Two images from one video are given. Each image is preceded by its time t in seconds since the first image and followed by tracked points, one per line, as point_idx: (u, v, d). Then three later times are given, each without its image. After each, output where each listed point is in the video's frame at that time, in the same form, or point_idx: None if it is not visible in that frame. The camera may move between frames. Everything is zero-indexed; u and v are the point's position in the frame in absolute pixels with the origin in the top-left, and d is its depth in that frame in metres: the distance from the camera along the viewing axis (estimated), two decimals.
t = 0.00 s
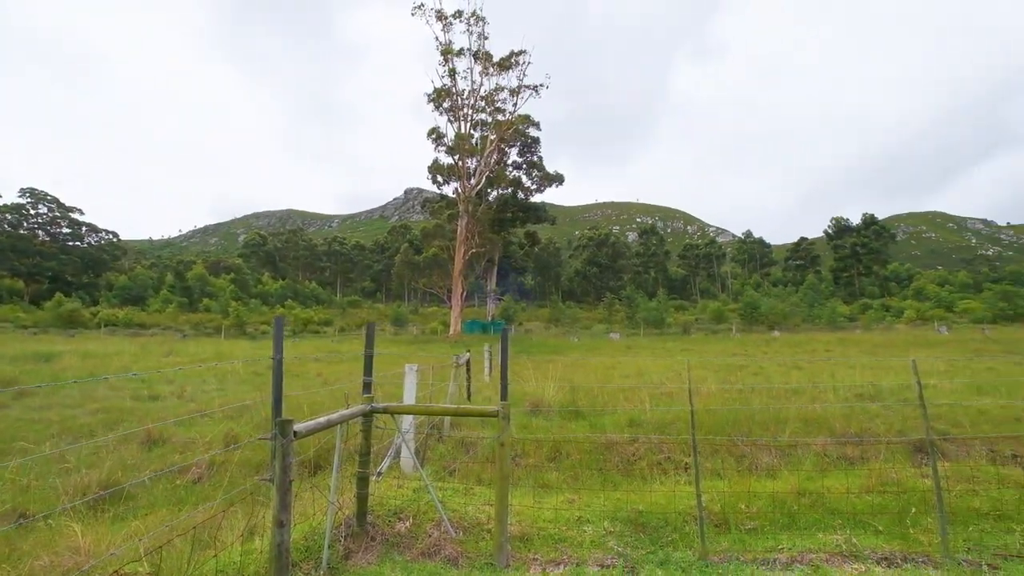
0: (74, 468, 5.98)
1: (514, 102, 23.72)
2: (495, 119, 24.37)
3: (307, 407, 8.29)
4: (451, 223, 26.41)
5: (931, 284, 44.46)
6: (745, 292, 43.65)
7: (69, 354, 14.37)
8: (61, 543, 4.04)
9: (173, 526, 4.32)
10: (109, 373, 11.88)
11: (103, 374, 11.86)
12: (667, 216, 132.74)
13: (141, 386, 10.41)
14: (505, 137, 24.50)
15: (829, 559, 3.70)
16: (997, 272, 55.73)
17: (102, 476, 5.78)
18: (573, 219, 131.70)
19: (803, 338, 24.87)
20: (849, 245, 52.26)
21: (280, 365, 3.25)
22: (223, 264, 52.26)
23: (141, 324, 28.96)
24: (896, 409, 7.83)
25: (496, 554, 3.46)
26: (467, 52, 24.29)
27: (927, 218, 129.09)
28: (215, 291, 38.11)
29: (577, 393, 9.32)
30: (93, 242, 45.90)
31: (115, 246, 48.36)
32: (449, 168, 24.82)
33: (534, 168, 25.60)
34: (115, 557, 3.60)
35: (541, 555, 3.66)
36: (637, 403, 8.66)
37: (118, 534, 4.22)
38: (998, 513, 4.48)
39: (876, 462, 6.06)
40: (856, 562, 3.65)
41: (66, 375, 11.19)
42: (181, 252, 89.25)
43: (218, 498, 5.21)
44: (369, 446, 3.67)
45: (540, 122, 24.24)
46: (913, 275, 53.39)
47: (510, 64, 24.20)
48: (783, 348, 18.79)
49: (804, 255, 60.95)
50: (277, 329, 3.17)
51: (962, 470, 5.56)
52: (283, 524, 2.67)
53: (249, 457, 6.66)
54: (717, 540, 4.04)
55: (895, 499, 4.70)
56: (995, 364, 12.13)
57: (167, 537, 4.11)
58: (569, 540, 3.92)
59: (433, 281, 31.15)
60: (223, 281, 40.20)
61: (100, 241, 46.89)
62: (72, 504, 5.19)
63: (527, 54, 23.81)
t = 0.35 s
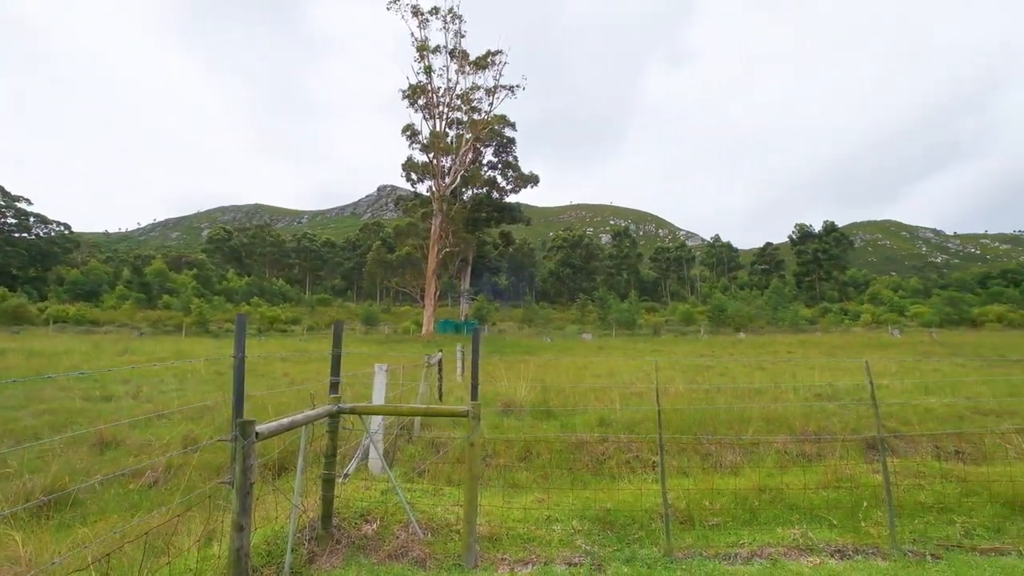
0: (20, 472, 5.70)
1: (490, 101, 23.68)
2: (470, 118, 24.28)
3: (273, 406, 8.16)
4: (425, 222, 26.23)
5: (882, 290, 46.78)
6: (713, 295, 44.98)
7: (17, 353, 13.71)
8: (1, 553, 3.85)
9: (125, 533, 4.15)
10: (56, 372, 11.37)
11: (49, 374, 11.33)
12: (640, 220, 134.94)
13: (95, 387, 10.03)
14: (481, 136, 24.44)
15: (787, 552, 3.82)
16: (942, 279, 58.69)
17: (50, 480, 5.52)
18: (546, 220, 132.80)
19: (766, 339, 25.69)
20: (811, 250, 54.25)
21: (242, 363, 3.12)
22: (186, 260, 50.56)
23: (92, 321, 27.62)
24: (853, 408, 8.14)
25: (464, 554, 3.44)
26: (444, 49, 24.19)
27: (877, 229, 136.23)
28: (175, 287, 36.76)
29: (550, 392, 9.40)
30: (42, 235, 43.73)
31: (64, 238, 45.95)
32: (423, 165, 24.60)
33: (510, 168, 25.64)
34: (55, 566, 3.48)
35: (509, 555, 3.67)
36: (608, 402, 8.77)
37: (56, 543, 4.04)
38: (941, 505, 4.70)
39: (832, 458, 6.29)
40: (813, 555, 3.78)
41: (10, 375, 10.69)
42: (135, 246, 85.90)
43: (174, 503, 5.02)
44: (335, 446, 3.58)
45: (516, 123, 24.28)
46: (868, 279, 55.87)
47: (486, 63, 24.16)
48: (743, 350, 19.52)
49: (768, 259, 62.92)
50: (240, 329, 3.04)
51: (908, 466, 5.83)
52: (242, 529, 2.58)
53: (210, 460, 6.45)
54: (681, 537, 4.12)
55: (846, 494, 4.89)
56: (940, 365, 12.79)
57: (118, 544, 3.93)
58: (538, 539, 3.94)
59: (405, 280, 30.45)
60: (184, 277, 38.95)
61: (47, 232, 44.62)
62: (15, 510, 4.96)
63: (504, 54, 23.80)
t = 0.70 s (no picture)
0: None
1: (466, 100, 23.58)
2: (445, 116, 24.12)
3: (235, 406, 7.97)
4: (398, 220, 25.92)
5: (841, 294, 48.63)
6: (682, 297, 45.92)
7: None
8: None
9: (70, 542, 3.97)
10: None
11: None
12: (614, 222, 136.68)
13: (42, 387, 9.57)
14: (456, 135, 24.30)
15: (748, 546, 3.93)
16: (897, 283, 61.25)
17: None
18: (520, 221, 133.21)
19: (731, 341, 26.34)
20: (775, 255, 55.93)
21: (202, 361, 3.01)
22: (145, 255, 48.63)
23: (39, 317, 26.23)
24: (812, 408, 8.41)
25: (433, 556, 3.40)
26: (419, 45, 23.91)
27: (837, 236, 141.80)
28: (132, 283, 35.33)
29: (522, 392, 9.44)
30: None
31: (11, 229, 43.65)
32: (397, 163, 24.30)
33: (485, 168, 25.61)
34: None
35: (478, 555, 3.66)
36: (578, 402, 8.86)
37: None
38: (890, 499, 4.91)
39: (792, 455, 6.48)
40: (771, 549, 3.89)
41: None
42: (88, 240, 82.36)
43: (124, 510, 4.81)
44: (300, 448, 3.50)
45: (491, 122, 24.27)
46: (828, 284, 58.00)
47: (462, 62, 24.05)
48: (710, 351, 20.02)
49: (735, 264, 64.58)
50: (201, 325, 2.90)
51: (861, 462, 6.09)
52: (200, 534, 2.49)
53: (166, 462, 6.22)
54: (647, 534, 4.18)
55: (804, 489, 5.07)
56: (893, 366, 13.36)
57: (63, 554, 3.75)
58: (507, 539, 3.94)
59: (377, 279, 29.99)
60: (142, 272, 37.51)
61: None
62: None
63: (480, 53, 23.71)
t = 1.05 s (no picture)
0: None
1: (443, 97, 23.42)
2: (422, 113, 23.92)
3: (198, 407, 7.75)
4: (372, 217, 25.60)
5: (805, 297, 50.16)
6: (654, 299, 46.73)
7: None
8: None
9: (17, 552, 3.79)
10: None
11: None
12: (590, 223, 138.16)
13: None
14: (432, 133, 24.13)
15: (714, 543, 4.01)
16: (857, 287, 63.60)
17: None
18: (496, 221, 133.19)
19: (701, 342, 26.91)
20: (744, 259, 57.41)
21: (163, 360, 2.87)
22: (103, 249, 46.78)
23: None
24: (776, 407, 8.64)
25: (402, 558, 3.37)
26: (396, 41, 23.66)
27: (803, 242, 146.82)
28: (89, 278, 33.94)
29: (495, 392, 9.44)
30: None
31: None
32: (371, 159, 23.97)
33: (461, 167, 25.52)
34: None
35: (449, 556, 3.64)
36: (552, 402, 8.92)
37: None
38: (847, 494, 5.09)
39: (757, 453, 6.66)
40: (736, 545, 3.98)
41: None
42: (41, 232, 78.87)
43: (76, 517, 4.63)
44: (267, 449, 3.40)
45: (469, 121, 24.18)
46: (794, 287, 59.84)
47: (439, 59, 23.91)
48: (679, 352, 20.41)
49: (706, 267, 66.04)
50: (161, 320, 2.75)
51: (821, 459, 6.29)
52: (157, 540, 2.39)
53: (122, 466, 6.00)
54: (617, 532, 4.23)
55: (767, 485, 5.21)
56: (852, 367, 13.89)
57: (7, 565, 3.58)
58: (478, 539, 3.93)
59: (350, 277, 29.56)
60: (100, 267, 36.07)
61: None
62: None
63: (457, 50, 23.60)
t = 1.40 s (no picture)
0: None
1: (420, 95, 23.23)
2: (399, 110, 23.68)
3: (159, 408, 7.50)
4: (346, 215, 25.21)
5: (773, 300, 51.55)
6: (629, 300, 47.31)
7: None
8: None
9: None
10: None
11: None
12: (566, 224, 139.21)
13: None
14: (409, 130, 23.91)
15: (683, 540, 4.08)
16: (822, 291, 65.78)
17: None
18: (473, 220, 132.84)
19: (674, 343, 27.34)
20: (716, 263, 58.65)
21: (120, 360, 2.74)
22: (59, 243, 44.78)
23: None
24: (744, 406, 8.84)
25: (372, 561, 3.32)
26: (373, 36, 23.37)
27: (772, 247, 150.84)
28: (45, 273, 32.47)
29: (469, 392, 9.41)
30: None
31: None
32: (346, 155, 23.60)
33: (439, 166, 25.36)
34: None
35: (420, 558, 3.61)
36: (527, 403, 8.93)
37: None
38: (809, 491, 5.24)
39: (725, 452, 6.82)
40: (704, 541, 4.07)
41: None
42: None
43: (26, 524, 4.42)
44: (232, 452, 3.29)
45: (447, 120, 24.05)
46: (763, 291, 61.41)
47: (417, 56, 23.72)
48: (651, 352, 20.74)
49: (679, 270, 67.22)
50: (119, 318, 2.61)
51: (786, 457, 6.46)
52: (112, 547, 2.29)
53: (77, 470, 5.76)
54: (589, 531, 4.26)
55: (734, 483, 5.33)
56: (816, 369, 14.33)
57: None
58: (450, 541, 3.91)
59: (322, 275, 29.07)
60: (56, 262, 34.57)
61: None
62: None
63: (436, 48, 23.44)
